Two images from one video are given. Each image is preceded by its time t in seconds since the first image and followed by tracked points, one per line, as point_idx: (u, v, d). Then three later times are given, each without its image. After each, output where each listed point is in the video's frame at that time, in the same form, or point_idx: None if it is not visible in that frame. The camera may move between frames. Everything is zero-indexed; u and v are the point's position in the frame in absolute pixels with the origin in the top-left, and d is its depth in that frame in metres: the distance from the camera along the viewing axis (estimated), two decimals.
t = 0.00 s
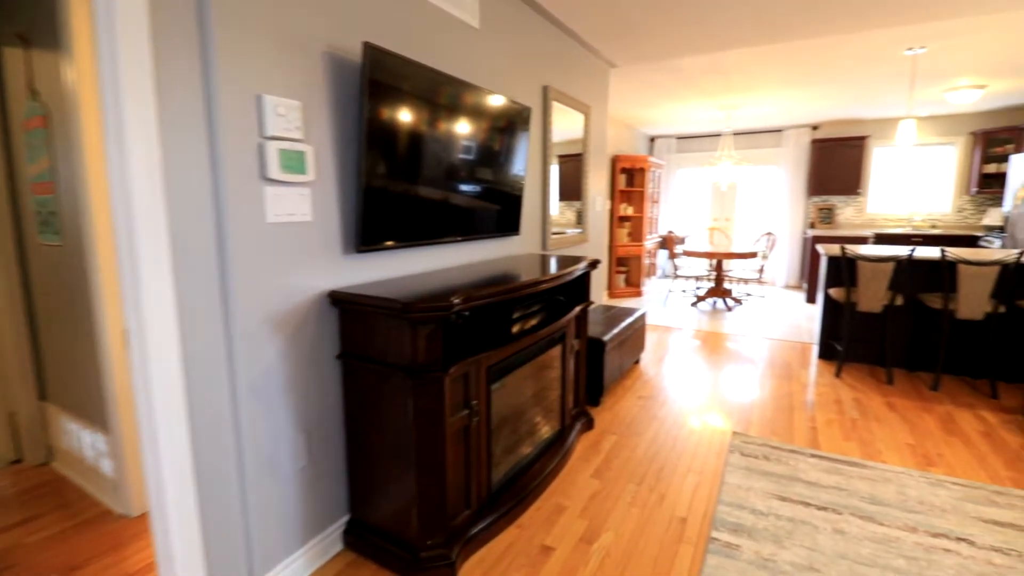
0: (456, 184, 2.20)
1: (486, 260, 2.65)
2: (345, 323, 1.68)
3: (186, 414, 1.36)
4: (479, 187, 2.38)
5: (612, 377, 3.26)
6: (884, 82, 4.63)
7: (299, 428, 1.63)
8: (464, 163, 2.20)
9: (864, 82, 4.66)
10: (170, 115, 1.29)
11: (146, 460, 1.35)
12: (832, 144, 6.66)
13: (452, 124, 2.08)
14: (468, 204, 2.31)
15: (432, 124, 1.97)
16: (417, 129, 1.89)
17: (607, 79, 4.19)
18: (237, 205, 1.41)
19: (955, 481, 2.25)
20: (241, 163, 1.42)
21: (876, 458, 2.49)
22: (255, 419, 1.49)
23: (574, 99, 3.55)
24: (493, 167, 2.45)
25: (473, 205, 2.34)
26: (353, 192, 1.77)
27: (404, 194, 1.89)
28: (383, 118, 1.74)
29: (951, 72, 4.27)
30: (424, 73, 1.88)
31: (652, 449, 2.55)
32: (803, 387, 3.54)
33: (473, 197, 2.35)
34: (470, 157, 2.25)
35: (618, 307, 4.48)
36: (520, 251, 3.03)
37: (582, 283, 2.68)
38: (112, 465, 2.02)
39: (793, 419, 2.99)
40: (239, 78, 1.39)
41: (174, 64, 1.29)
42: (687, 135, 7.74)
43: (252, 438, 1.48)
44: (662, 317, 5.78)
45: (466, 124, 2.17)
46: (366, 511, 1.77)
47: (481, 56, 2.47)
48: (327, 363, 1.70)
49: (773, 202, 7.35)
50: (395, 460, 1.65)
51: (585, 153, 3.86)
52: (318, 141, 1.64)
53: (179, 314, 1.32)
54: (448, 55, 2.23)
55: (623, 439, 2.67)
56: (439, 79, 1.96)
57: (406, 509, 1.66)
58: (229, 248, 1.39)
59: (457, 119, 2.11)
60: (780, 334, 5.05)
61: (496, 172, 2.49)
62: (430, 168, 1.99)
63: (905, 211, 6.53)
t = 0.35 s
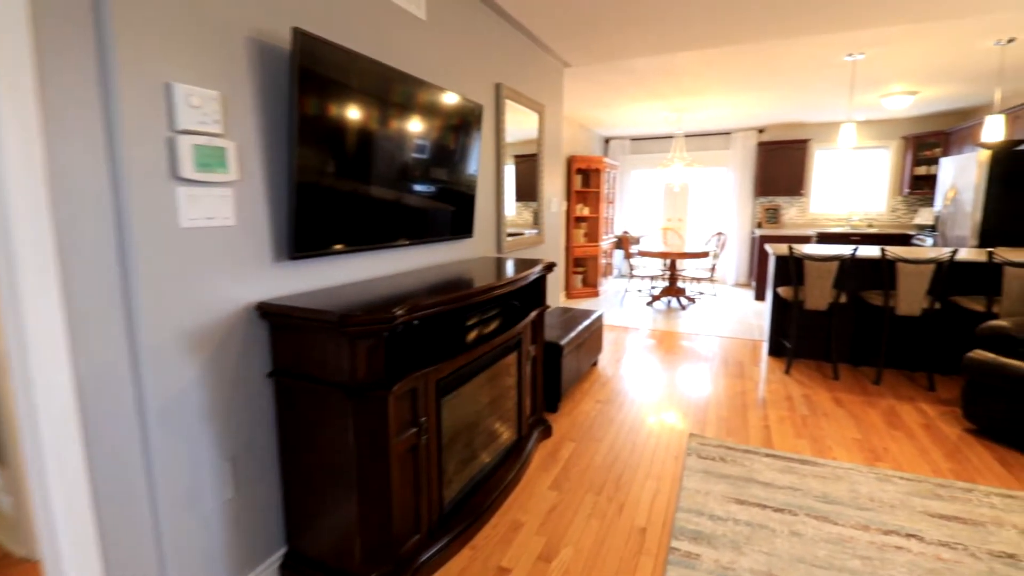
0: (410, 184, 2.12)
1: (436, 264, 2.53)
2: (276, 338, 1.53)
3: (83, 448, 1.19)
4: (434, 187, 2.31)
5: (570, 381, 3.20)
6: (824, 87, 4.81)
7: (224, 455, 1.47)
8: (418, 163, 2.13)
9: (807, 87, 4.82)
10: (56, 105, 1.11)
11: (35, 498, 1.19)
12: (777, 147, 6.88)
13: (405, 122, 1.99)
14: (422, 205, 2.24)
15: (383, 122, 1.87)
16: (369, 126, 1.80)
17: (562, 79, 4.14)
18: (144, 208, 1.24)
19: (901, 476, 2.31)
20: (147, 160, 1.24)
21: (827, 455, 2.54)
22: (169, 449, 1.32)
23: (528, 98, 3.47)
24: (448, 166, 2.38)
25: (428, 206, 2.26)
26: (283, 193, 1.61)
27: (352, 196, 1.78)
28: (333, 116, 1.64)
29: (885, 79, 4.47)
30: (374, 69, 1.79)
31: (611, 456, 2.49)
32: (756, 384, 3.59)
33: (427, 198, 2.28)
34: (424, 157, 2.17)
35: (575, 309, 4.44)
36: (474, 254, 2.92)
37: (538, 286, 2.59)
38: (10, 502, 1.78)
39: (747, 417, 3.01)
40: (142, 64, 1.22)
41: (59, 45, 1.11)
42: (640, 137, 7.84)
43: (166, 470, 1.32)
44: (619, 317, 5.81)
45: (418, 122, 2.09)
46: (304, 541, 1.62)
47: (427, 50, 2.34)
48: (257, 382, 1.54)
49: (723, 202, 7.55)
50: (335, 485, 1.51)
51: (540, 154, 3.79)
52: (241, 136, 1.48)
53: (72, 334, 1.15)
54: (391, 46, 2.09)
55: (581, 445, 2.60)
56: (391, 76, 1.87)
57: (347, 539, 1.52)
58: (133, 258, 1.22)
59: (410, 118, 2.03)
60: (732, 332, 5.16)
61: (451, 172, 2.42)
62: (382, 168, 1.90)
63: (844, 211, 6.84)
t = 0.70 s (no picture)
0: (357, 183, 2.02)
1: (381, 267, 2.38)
2: (189, 354, 1.34)
3: None
4: (382, 186, 2.22)
5: (525, 385, 3.10)
6: (766, 90, 4.95)
7: (127, 491, 1.28)
8: (366, 160, 2.05)
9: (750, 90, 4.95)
10: None
11: None
12: (722, 148, 7.04)
13: (349, 118, 1.90)
14: (369, 204, 2.14)
15: (326, 117, 1.77)
16: (312, 121, 1.70)
17: (512, 75, 4.05)
18: (13, 208, 1.03)
19: (848, 470, 2.36)
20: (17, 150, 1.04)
21: (778, 451, 2.56)
22: (53, 490, 1.13)
23: (477, 93, 3.36)
24: (397, 164, 2.30)
25: (376, 205, 2.17)
26: (196, 190, 1.42)
27: (291, 197, 1.65)
28: (271, 110, 1.54)
29: (822, 83, 4.65)
30: (313, 59, 1.67)
31: (568, 462, 2.41)
32: (708, 381, 3.61)
33: (375, 197, 2.19)
34: (371, 154, 2.08)
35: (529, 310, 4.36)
36: (423, 256, 2.78)
37: (490, 289, 2.47)
38: None
39: (701, 415, 3.01)
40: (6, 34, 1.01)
41: None
42: (591, 137, 7.88)
43: (49, 514, 1.12)
44: (573, 317, 5.79)
45: (364, 117, 2.00)
46: None
47: (365, 37, 2.18)
48: (167, 405, 1.36)
49: (671, 202, 7.70)
50: (263, 518, 1.35)
51: (491, 151, 3.67)
52: (142, 124, 1.28)
53: None
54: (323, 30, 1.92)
55: (537, 453, 2.50)
56: (335, 69, 1.78)
57: None
58: None
59: (355, 113, 1.94)
60: (683, 329, 5.24)
61: (400, 170, 2.34)
62: (327, 166, 1.81)
63: (784, 211, 7.13)
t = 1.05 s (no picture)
0: (306, 181, 1.91)
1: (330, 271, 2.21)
2: (98, 375, 1.17)
3: None
4: (334, 185, 2.10)
5: (485, 390, 2.99)
6: (718, 92, 5.05)
7: (20, 536, 1.09)
8: (314, 158, 1.93)
9: (703, 91, 5.03)
10: None
11: None
12: (676, 149, 7.15)
13: (295, 112, 1.79)
14: (320, 204, 2.02)
15: (269, 111, 1.66)
16: (254, 114, 1.59)
17: (468, 70, 3.92)
18: None
19: (807, 466, 2.38)
20: None
21: (739, 449, 2.56)
22: None
23: (431, 87, 3.23)
24: (349, 162, 2.19)
25: (328, 205, 2.05)
26: (104, 186, 1.24)
27: (228, 196, 1.53)
28: (209, 103, 1.41)
29: (771, 86, 4.78)
30: (249, 46, 1.54)
31: (531, 471, 2.32)
32: (667, 379, 3.60)
33: (327, 196, 2.07)
34: (321, 150, 1.97)
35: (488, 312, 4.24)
36: (376, 259, 2.63)
37: (448, 292, 2.34)
38: None
39: (663, 415, 2.98)
40: None
41: None
42: (549, 137, 7.86)
43: None
44: (533, 318, 5.72)
45: (311, 112, 1.89)
46: None
47: (307, 21, 2.02)
48: (72, 433, 1.17)
49: (627, 202, 7.78)
50: (189, 559, 1.19)
51: (447, 148, 3.54)
52: (33, 107, 1.10)
53: None
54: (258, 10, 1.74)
55: (499, 462, 2.40)
56: (277, 59, 1.67)
57: None
58: None
59: (301, 107, 1.83)
60: (641, 328, 5.27)
61: (353, 168, 2.22)
62: (272, 163, 1.70)
63: (735, 210, 7.33)
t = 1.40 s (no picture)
0: (243, 180, 1.72)
1: (267, 278, 2.01)
2: None
3: None
4: (274, 184, 1.91)
5: (440, 400, 2.84)
6: (669, 93, 5.10)
7: None
8: (252, 154, 1.75)
9: (654, 92, 5.07)
10: None
11: None
12: (627, 149, 7.22)
13: (228, 105, 1.60)
14: (259, 205, 1.83)
15: (199, 104, 1.48)
16: (180, 108, 1.41)
17: (417, 65, 3.75)
18: None
19: (766, 465, 2.38)
20: None
21: (699, 452, 2.53)
22: None
23: (378, 80, 3.05)
24: (292, 159, 2.00)
25: (267, 206, 1.87)
26: None
27: (151, 197, 1.35)
28: (130, 95, 1.25)
29: (718, 88, 4.87)
30: (171, 31, 1.37)
31: (490, 487, 2.20)
32: (625, 380, 3.55)
33: (266, 196, 1.88)
34: (260, 147, 1.79)
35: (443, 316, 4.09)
36: (319, 264, 2.43)
37: (398, 299, 2.17)
38: None
39: (623, 418, 2.92)
40: None
41: None
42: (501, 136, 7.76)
43: None
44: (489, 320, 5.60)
45: (247, 104, 1.70)
46: None
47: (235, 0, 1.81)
48: None
49: (581, 202, 7.79)
50: None
51: (396, 145, 3.36)
52: None
53: None
54: None
55: (456, 478, 2.27)
56: (201, 43, 1.48)
57: None
58: None
59: (235, 99, 1.64)
60: (597, 328, 5.25)
61: (296, 166, 2.04)
62: (202, 160, 1.51)
63: (684, 210, 7.49)
